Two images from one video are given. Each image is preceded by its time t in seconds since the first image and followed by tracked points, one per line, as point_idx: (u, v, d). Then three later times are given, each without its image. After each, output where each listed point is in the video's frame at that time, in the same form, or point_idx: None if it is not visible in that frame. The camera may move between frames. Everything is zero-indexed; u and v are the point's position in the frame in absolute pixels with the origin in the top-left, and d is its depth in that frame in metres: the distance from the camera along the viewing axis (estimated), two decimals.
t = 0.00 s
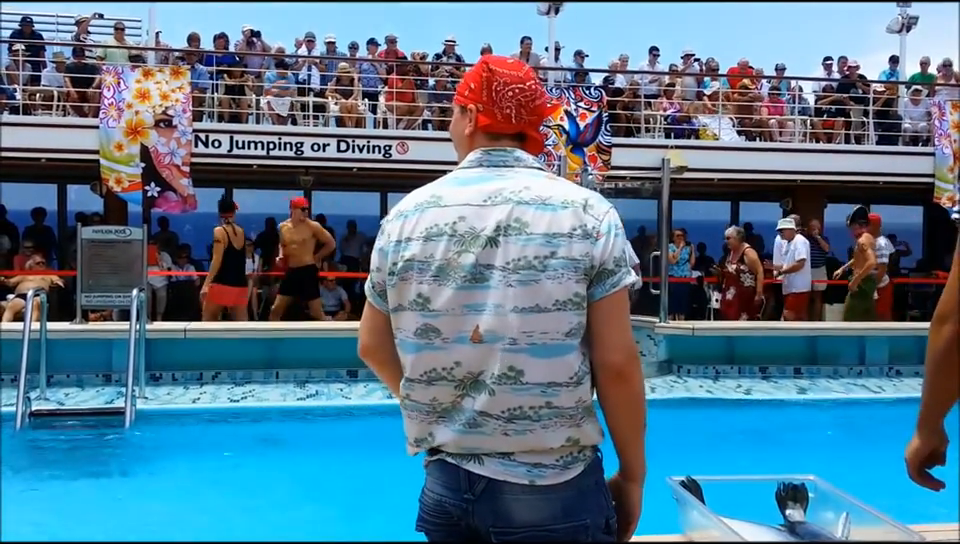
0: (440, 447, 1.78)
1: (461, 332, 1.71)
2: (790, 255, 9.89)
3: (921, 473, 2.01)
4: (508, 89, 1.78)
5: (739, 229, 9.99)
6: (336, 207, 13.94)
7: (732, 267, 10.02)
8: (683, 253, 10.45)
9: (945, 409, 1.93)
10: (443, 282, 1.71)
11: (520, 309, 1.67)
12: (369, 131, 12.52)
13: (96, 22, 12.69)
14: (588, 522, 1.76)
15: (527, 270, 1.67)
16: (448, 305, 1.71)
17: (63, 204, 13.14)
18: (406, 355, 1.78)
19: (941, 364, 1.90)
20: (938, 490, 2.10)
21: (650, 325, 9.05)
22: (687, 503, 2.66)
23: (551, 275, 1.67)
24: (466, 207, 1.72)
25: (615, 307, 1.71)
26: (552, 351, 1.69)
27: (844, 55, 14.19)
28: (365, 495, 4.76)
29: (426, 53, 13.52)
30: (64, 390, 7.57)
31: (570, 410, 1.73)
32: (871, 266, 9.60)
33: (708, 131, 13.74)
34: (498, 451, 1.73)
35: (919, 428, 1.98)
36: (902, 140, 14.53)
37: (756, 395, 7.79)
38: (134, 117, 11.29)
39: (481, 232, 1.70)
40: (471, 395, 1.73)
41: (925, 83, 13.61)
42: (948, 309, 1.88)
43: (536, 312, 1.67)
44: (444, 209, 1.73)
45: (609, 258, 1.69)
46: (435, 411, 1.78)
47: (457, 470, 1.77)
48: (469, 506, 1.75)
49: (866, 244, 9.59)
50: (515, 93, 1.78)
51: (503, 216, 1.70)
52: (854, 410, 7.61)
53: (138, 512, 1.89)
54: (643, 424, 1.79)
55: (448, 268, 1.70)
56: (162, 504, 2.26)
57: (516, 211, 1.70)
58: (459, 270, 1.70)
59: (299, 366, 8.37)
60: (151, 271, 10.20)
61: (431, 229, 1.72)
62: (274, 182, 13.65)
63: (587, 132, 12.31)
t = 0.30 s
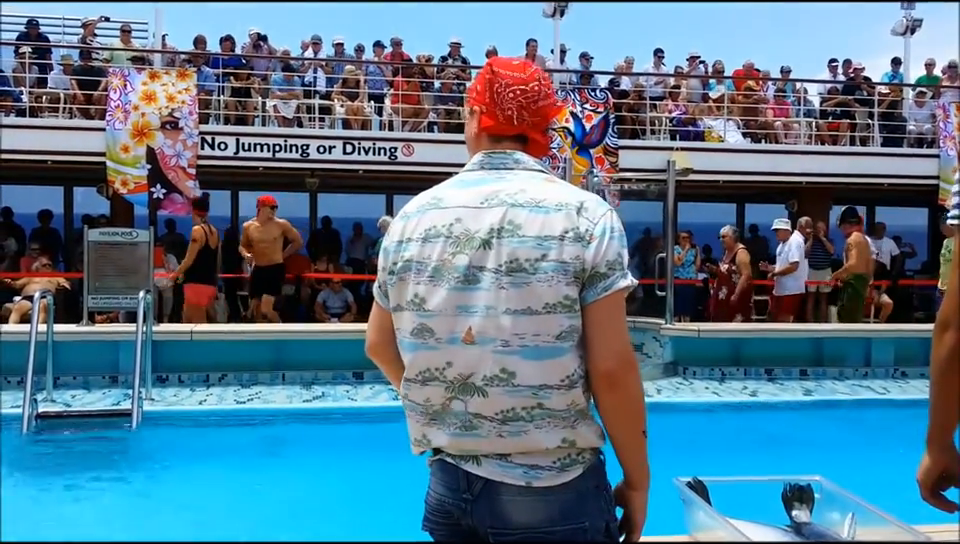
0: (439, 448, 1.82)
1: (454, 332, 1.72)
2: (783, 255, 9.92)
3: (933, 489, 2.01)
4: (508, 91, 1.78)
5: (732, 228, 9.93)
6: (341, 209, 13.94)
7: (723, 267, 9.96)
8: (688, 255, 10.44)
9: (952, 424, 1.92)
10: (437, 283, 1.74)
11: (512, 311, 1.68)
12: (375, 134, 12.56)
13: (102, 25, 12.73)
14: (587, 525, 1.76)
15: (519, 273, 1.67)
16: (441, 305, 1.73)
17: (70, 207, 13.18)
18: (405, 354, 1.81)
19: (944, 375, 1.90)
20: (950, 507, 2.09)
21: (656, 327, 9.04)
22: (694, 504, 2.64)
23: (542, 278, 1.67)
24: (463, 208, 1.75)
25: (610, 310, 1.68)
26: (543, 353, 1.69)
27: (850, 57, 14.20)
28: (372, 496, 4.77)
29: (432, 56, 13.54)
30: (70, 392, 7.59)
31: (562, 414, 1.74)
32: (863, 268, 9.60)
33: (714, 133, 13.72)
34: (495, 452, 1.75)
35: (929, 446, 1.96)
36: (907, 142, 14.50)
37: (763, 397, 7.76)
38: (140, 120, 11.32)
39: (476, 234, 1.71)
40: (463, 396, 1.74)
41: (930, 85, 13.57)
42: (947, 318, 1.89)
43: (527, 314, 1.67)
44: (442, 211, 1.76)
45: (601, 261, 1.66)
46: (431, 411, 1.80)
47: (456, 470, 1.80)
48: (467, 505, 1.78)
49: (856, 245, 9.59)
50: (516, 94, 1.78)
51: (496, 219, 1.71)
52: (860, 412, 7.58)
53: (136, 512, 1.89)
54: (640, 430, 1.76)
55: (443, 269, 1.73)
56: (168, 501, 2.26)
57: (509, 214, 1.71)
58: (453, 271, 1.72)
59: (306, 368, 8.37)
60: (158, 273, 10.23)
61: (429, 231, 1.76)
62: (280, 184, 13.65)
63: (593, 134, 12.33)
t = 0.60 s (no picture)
0: (440, 448, 1.83)
1: (448, 332, 1.75)
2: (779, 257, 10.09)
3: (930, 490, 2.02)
4: (496, 89, 1.80)
5: (722, 231, 10.08)
6: (348, 211, 13.93)
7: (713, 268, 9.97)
8: (695, 256, 10.45)
9: (949, 426, 1.92)
10: (435, 284, 1.77)
11: (505, 312, 1.69)
12: (382, 135, 12.57)
13: (111, 27, 12.80)
14: (587, 527, 1.76)
15: (511, 274, 1.68)
16: (439, 306, 1.76)
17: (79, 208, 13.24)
18: (406, 354, 1.85)
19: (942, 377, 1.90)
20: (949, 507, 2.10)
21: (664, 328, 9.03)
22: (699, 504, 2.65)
23: (534, 280, 1.67)
24: (462, 210, 1.78)
25: (603, 312, 1.66)
26: (535, 354, 1.69)
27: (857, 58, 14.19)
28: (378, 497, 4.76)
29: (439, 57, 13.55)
30: (79, 393, 7.61)
31: (554, 414, 1.73)
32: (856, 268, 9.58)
33: (721, 134, 13.73)
34: (493, 452, 1.76)
35: (927, 447, 1.96)
36: (914, 142, 14.45)
37: (770, 397, 7.73)
38: (148, 121, 11.35)
39: (473, 236, 1.74)
40: (459, 396, 1.76)
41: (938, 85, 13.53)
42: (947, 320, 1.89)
43: (519, 315, 1.68)
44: (443, 212, 1.80)
45: (594, 263, 1.66)
46: (430, 411, 1.82)
47: (458, 470, 1.81)
48: (468, 505, 1.79)
49: (849, 246, 9.54)
50: (502, 93, 1.79)
51: (491, 220, 1.73)
52: (867, 412, 7.55)
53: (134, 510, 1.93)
54: (636, 432, 1.76)
55: (441, 270, 1.77)
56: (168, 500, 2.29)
57: (504, 215, 1.72)
58: (450, 272, 1.75)
59: (314, 369, 8.39)
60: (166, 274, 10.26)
61: (430, 232, 1.80)
62: (287, 186, 13.67)
63: (602, 134, 12.30)
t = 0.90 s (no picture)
0: (445, 451, 1.84)
1: (449, 336, 1.76)
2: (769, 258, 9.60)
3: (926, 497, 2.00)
4: (488, 90, 1.85)
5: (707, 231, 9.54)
6: (356, 212, 13.95)
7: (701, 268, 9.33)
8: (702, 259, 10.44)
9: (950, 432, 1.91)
10: (439, 288, 1.80)
11: (505, 316, 1.69)
12: (390, 137, 12.61)
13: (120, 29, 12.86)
14: (590, 532, 1.75)
15: (510, 278, 1.68)
16: (441, 310, 1.78)
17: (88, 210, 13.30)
18: (412, 357, 1.87)
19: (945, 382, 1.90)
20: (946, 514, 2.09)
21: (671, 330, 9.03)
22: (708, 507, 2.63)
23: (532, 284, 1.67)
24: (465, 214, 1.80)
25: (601, 317, 1.65)
26: (535, 359, 1.69)
27: (864, 60, 14.04)
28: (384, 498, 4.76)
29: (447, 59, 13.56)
30: (88, 394, 7.64)
31: (554, 419, 1.72)
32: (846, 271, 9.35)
33: (729, 136, 13.71)
34: (496, 455, 1.76)
35: (928, 454, 1.95)
36: (923, 145, 14.39)
37: (778, 400, 7.70)
38: (158, 123, 11.41)
39: (474, 240, 1.75)
40: (461, 400, 1.77)
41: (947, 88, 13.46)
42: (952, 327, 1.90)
43: (518, 319, 1.68)
44: (447, 216, 1.82)
45: (592, 266, 1.64)
46: (434, 414, 1.84)
47: (462, 473, 1.82)
48: (473, 508, 1.80)
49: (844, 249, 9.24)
50: (489, 95, 1.83)
51: (492, 224, 1.73)
52: (874, 416, 7.52)
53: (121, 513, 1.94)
54: (637, 436, 1.74)
55: (444, 274, 1.79)
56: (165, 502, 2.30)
57: (504, 219, 1.72)
58: (453, 276, 1.77)
59: (322, 371, 8.40)
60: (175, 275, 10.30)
61: (435, 236, 1.83)
62: (296, 187, 13.72)
63: (610, 136, 12.29)
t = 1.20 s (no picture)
0: (461, 452, 1.85)
1: (465, 336, 1.77)
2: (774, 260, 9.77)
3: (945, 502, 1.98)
4: (502, 93, 1.87)
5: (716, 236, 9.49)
6: (375, 212, 14.03)
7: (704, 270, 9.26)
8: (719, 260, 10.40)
9: None
10: (456, 288, 1.80)
11: (519, 317, 1.69)
12: (408, 138, 12.63)
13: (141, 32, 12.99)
14: (605, 535, 1.74)
15: (524, 279, 1.68)
16: (458, 310, 1.79)
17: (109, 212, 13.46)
18: (429, 358, 1.88)
19: None
20: None
21: (689, 332, 9.03)
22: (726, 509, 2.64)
23: (545, 285, 1.66)
24: (481, 215, 1.80)
25: (615, 317, 1.63)
26: (549, 360, 1.68)
27: (882, 61, 13.94)
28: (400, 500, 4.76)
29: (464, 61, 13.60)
30: (108, 395, 7.74)
31: (568, 421, 1.72)
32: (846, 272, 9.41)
33: (747, 137, 13.66)
34: (511, 456, 1.75)
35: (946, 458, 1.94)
36: (943, 147, 14.25)
37: (796, 402, 7.65)
38: (178, 126, 11.44)
39: (490, 240, 1.75)
40: (476, 400, 1.77)
41: None
42: None
43: (532, 320, 1.68)
44: (464, 218, 1.83)
45: (604, 267, 1.63)
46: (450, 414, 1.84)
47: (478, 474, 1.83)
48: (489, 510, 1.81)
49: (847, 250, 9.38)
50: (502, 98, 1.86)
51: (506, 226, 1.73)
52: (894, 418, 7.44)
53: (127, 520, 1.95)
54: (652, 439, 1.72)
55: (461, 275, 1.80)
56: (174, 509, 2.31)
57: (518, 220, 1.72)
58: (470, 277, 1.78)
59: (340, 371, 8.45)
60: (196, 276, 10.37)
61: (452, 237, 1.84)
62: (314, 189, 13.80)
63: (626, 140, 12.25)
